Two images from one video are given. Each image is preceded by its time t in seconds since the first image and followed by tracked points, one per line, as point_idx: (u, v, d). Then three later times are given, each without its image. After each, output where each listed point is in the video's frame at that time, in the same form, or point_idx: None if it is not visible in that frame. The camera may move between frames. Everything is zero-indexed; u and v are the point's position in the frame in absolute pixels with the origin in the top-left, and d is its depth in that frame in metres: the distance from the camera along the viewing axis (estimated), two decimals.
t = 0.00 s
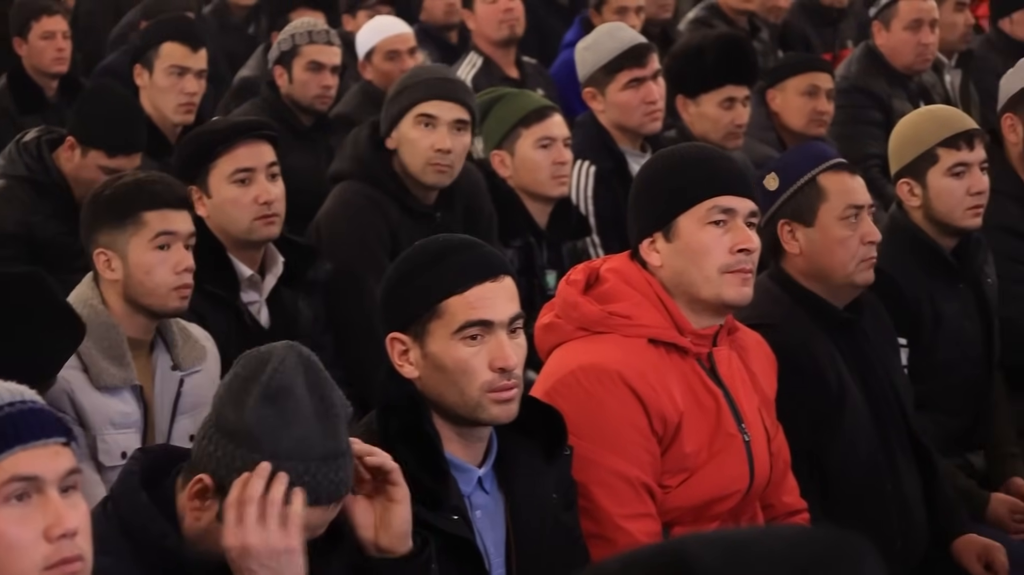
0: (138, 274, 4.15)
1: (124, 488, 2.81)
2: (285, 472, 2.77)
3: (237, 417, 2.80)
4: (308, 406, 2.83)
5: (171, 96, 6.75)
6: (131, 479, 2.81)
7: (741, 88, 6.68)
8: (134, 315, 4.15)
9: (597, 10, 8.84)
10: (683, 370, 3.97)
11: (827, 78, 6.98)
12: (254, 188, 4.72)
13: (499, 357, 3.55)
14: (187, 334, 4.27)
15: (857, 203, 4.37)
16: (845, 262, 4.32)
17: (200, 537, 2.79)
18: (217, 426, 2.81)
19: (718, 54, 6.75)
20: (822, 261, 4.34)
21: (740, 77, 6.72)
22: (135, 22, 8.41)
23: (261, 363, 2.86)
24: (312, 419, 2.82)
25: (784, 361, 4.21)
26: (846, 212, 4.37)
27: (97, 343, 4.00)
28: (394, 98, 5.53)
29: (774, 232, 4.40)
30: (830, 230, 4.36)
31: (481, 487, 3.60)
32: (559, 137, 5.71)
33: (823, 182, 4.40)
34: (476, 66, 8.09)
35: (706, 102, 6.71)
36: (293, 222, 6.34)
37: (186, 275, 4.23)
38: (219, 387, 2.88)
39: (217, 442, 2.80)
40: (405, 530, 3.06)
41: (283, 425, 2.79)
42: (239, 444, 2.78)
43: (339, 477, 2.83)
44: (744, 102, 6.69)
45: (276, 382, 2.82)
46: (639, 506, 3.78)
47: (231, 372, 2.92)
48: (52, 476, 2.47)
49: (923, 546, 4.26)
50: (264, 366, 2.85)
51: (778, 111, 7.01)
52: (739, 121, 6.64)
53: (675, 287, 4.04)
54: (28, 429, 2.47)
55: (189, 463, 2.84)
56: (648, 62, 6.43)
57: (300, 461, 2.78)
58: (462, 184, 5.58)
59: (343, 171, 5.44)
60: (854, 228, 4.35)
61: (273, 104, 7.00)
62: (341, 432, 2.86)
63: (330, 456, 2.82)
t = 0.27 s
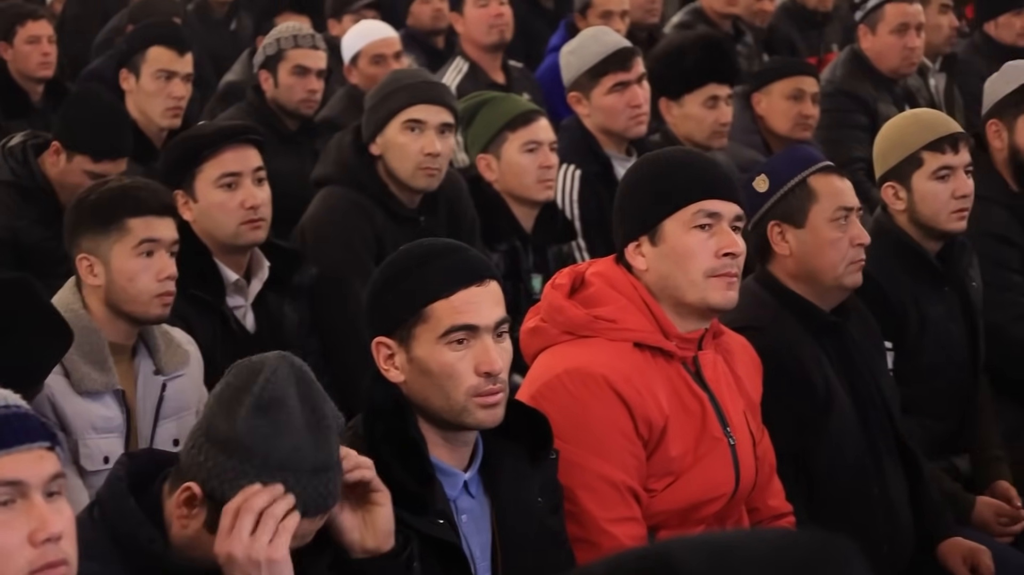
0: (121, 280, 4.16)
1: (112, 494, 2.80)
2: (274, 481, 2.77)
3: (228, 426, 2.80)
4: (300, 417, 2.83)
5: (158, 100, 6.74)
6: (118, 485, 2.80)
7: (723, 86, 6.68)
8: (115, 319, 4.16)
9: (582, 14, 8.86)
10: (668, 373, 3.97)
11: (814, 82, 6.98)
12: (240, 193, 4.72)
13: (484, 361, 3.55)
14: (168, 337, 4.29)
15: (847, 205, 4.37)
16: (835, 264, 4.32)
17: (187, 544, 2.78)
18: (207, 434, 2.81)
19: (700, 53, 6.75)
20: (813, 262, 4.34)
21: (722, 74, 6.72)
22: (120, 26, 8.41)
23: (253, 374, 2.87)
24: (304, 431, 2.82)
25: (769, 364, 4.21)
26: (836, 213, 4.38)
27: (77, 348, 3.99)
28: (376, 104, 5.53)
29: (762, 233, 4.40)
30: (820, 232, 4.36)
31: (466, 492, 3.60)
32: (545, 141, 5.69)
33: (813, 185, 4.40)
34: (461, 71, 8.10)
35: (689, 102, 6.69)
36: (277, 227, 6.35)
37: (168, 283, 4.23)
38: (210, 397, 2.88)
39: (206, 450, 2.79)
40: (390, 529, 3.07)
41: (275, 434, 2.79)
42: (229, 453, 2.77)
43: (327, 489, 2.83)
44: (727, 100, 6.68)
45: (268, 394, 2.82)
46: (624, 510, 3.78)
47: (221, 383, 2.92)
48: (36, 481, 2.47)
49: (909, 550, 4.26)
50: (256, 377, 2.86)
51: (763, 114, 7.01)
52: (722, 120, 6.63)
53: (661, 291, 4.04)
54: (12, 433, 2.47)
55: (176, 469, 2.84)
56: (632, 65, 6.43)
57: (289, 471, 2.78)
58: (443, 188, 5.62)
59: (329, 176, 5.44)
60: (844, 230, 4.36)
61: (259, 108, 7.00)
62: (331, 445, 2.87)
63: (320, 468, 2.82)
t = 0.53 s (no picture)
0: (109, 285, 4.14)
1: (103, 498, 2.80)
2: (264, 503, 2.75)
3: (225, 440, 2.77)
4: (301, 443, 2.80)
5: (147, 104, 6.73)
6: (109, 489, 2.81)
7: (707, 84, 6.68)
8: (102, 323, 4.16)
9: (570, 17, 8.87)
10: (657, 376, 3.97)
11: (802, 85, 6.98)
12: (228, 197, 4.72)
13: (472, 365, 3.55)
14: (156, 340, 4.29)
15: (840, 207, 4.38)
16: (827, 265, 4.33)
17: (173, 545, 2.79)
18: (204, 445, 2.78)
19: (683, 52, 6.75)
20: (807, 264, 4.34)
21: (707, 74, 6.74)
22: (108, 30, 8.42)
23: (258, 392, 2.84)
24: (303, 457, 2.80)
25: (758, 367, 4.21)
26: (830, 215, 4.38)
27: (64, 352, 3.99)
28: (362, 107, 5.50)
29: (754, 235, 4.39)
30: (815, 234, 4.36)
31: (455, 494, 3.60)
32: (534, 144, 5.70)
33: (807, 186, 4.40)
34: (450, 75, 8.09)
35: (675, 103, 6.68)
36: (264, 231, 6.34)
37: (156, 288, 4.22)
38: (211, 407, 2.85)
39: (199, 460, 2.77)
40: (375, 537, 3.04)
41: (273, 456, 2.76)
42: (223, 466, 2.75)
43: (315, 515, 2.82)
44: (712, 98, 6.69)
45: (272, 416, 2.79)
46: (613, 513, 3.78)
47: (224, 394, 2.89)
48: (25, 484, 2.47)
49: (897, 552, 4.26)
50: (261, 397, 2.83)
51: (751, 117, 7.02)
52: (709, 118, 6.64)
53: (649, 294, 4.04)
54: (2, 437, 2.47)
55: (167, 471, 2.83)
56: (621, 69, 6.43)
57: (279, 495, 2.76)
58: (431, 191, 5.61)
59: (317, 180, 5.43)
60: (837, 231, 4.37)
61: (247, 112, 7.00)
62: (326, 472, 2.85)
63: (312, 495, 2.80)
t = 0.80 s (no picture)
0: (96, 290, 4.14)
1: (94, 501, 2.70)
2: (266, 521, 2.72)
3: (229, 456, 2.73)
4: (305, 461, 2.77)
5: (133, 107, 6.72)
6: (100, 492, 2.70)
7: (691, 85, 6.69)
8: (89, 328, 4.14)
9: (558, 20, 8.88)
10: (644, 379, 3.97)
11: (788, 87, 6.99)
12: (215, 200, 4.71)
13: (459, 367, 3.55)
14: (143, 344, 4.28)
15: (831, 209, 4.39)
16: (818, 267, 4.34)
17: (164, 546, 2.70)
18: (206, 461, 2.74)
19: (668, 54, 6.75)
20: (796, 266, 4.35)
21: (688, 73, 6.74)
22: (95, 33, 8.40)
23: (263, 411, 2.80)
24: (307, 476, 2.76)
25: (745, 370, 4.21)
26: (821, 216, 4.39)
27: (51, 356, 3.98)
28: (350, 111, 5.49)
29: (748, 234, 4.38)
30: (807, 235, 4.37)
31: (441, 498, 3.60)
32: (520, 148, 5.71)
33: (799, 187, 4.41)
34: (436, 78, 8.07)
35: (660, 104, 6.69)
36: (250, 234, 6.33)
37: (144, 293, 4.22)
38: (214, 424, 2.80)
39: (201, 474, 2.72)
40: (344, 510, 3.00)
41: (277, 473, 2.73)
42: (226, 480, 2.71)
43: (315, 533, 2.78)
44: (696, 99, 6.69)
45: (278, 435, 2.76)
46: (600, 516, 3.78)
47: (226, 410, 2.85)
48: (11, 488, 2.46)
49: (885, 554, 4.27)
50: (265, 415, 2.79)
51: (738, 120, 7.02)
52: (694, 119, 6.64)
53: (636, 296, 4.04)
54: None
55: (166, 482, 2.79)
56: (608, 72, 6.44)
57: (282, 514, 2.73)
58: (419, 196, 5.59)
59: (304, 184, 5.41)
60: (829, 232, 4.38)
61: (233, 115, 6.99)
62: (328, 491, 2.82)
63: (315, 514, 2.77)
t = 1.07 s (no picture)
0: (83, 294, 4.12)
1: (84, 506, 2.74)
2: (253, 540, 2.61)
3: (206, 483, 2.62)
4: (286, 473, 2.64)
5: (119, 110, 6.71)
6: (90, 496, 2.74)
7: (680, 89, 6.69)
8: (75, 332, 4.13)
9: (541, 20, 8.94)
10: (631, 381, 3.97)
11: (774, 89, 7.03)
12: (201, 203, 4.70)
13: (445, 370, 3.55)
14: (129, 348, 4.26)
15: (809, 213, 4.38)
16: (793, 272, 4.33)
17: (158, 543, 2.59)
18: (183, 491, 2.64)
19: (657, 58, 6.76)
20: (774, 271, 4.35)
21: (677, 79, 6.73)
22: (80, 36, 8.39)
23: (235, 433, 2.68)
24: (287, 488, 2.64)
25: (733, 372, 4.21)
26: (798, 220, 4.38)
27: (38, 360, 3.96)
28: (342, 116, 5.46)
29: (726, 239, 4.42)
30: (781, 238, 4.37)
31: (428, 500, 3.59)
32: (507, 150, 5.71)
33: (777, 191, 4.41)
34: (423, 81, 8.06)
35: (649, 107, 6.70)
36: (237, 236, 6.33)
37: (131, 298, 4.20)
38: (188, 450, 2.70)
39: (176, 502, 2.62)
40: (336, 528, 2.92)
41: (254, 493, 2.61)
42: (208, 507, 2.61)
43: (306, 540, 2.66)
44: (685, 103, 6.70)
45: (254, 455, 2.63)
46: (587, 518, 3.78)
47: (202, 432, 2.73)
48: None
49: (872, 556, 4.27)
50: (237, 436, 2.67)
51: (724, 123, 7.04)
52: (682, 124, 6.66)
53: (623, 299, 4.05)
54: None
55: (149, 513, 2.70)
56: (593, 75, 6.46)
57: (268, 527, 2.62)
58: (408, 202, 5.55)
59: (293, 187, 5.40)
60: (805, 237, 4.36)
61: (220, 118, 6.99)
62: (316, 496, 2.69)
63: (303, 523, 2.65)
